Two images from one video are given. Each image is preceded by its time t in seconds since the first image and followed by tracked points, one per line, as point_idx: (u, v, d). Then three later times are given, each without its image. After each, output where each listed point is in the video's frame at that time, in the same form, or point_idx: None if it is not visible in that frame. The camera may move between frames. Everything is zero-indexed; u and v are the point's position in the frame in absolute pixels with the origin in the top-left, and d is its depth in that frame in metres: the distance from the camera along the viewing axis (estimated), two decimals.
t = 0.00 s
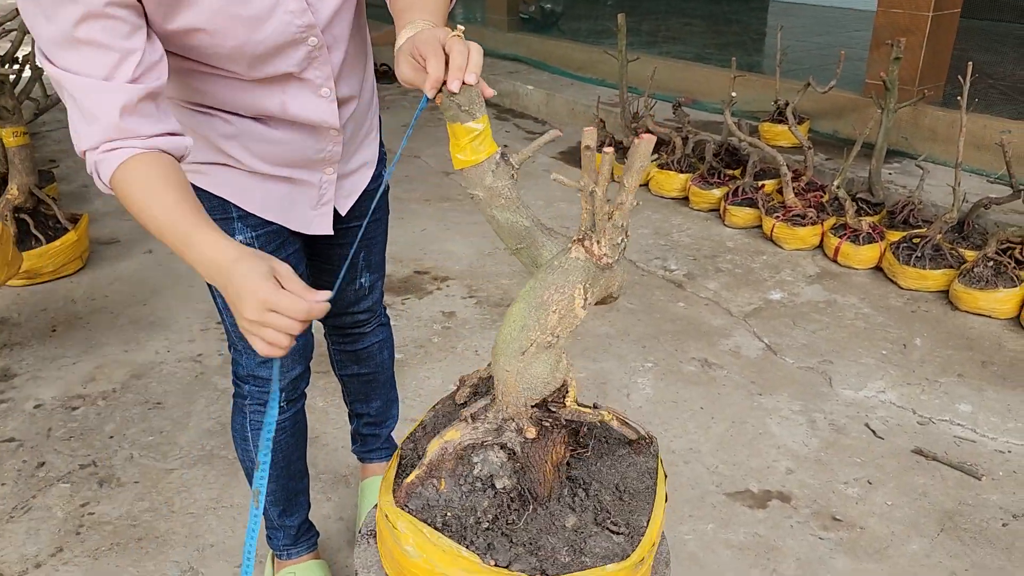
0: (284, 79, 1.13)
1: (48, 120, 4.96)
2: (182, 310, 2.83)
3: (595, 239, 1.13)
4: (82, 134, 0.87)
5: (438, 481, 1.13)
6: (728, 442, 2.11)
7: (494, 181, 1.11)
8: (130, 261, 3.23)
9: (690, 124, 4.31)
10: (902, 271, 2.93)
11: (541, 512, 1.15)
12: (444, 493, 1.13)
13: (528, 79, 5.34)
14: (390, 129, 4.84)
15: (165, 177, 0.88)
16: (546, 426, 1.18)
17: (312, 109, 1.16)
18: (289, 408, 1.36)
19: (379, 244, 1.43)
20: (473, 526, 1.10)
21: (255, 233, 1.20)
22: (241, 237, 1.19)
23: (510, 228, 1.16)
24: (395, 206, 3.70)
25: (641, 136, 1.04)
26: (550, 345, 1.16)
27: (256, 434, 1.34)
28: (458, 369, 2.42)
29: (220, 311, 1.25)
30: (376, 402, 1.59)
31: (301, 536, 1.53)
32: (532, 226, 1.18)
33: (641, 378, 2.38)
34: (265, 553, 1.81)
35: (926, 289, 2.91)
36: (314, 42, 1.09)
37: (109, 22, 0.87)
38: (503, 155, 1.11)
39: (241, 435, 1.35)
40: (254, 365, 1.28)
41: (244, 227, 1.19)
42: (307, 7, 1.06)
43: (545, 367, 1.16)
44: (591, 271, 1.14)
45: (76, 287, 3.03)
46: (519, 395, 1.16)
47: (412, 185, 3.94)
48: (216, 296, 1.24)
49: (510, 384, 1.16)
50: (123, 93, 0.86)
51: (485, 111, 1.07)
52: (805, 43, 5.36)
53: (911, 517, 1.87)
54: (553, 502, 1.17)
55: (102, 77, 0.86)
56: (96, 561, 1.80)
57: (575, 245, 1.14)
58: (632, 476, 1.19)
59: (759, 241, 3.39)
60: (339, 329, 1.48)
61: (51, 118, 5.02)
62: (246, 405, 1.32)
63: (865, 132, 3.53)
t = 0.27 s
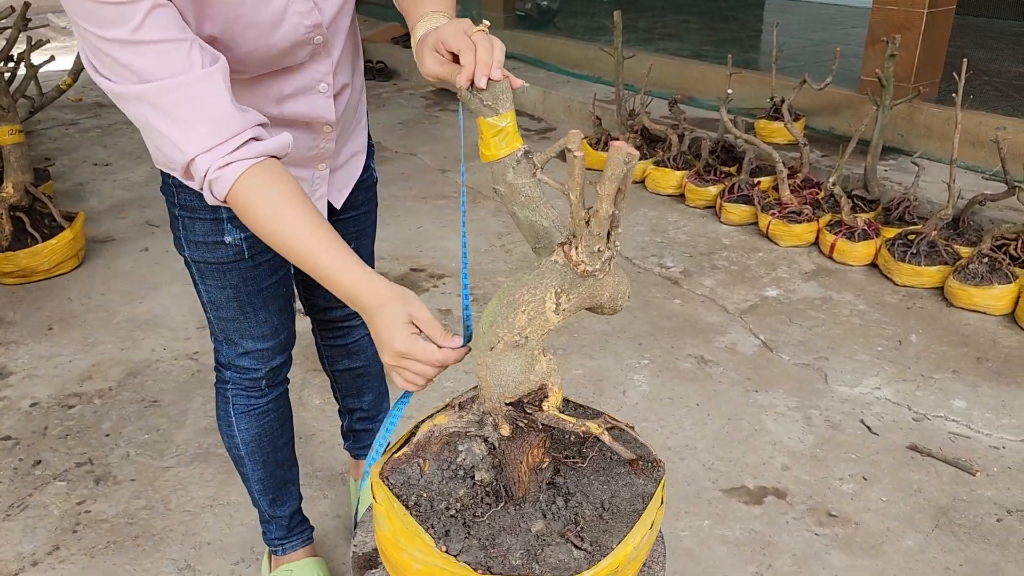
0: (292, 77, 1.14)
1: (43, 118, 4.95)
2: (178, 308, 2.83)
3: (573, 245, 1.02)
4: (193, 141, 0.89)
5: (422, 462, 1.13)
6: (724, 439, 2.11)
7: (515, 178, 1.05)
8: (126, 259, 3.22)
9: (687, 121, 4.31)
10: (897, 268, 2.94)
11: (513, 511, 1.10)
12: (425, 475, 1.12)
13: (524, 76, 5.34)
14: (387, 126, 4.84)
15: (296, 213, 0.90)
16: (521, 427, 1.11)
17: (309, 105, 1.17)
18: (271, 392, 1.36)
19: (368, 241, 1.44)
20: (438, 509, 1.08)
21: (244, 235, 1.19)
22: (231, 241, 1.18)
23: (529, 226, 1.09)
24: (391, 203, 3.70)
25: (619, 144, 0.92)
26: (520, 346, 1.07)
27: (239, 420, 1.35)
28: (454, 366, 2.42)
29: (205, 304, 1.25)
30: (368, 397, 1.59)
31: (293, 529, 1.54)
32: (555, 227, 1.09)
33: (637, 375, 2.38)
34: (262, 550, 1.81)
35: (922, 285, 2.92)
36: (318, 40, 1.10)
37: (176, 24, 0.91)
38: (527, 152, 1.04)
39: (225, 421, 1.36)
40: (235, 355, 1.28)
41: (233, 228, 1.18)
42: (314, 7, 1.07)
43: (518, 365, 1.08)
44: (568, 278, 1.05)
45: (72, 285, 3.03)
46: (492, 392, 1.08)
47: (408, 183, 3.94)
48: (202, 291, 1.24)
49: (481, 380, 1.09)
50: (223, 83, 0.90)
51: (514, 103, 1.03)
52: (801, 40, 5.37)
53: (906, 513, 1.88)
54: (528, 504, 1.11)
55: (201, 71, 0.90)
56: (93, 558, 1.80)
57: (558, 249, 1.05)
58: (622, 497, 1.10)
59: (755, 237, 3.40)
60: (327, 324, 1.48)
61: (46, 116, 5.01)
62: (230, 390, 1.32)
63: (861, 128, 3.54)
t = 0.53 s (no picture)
0: (293, 79, 1.14)
1: (38, 116, 4.94)
2: (175, 307, 2.83)
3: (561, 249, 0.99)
4: (200, 147, 0.89)
5: (420, 451, 1.15)
6: (722, 436, 2.12)
7: (526, 177, 1.01)
8: (122, 257, 3.22)
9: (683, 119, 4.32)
10: (893, 265, 2.95)
11: (500, 510, 1.10)
12: (421, 464, 1.14)
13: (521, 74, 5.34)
14: (383, 124, 4.83)
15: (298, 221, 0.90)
16: (508, 426, 1.10)
17: (309, 107, 1.17)
18: (266, 392, 1.36)
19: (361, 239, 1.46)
20: (425, 500, 1.09)
21: (242, 237, 1.19)
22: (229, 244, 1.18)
23: (538, 225, 1.03)
24: (388, 201, 3.70)
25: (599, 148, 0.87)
26: (506, 344, 1.04)
27: (235, 419, 1.35)
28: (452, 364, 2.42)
29: (201, 307, 1.25)
30: (360, 395, 1.60)
31: (292, 528, 1.54)
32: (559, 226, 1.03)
33: (634, 373, 2.39)
34: (260, 549, 1.81)
35: (918, 282, 2.92)
36: (320, 41, 1.11)
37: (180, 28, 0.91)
38: (541, 152, 1.01)
39: (221, 421, 1.36)
40: (231, 356, 1.29)
41: (232, 231, 1.18)
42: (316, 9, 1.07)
43: (503, 365, 1.04)
44: (555, 281, 1.02)
45: (69, 284, 3.02)
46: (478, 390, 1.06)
47: (405, 181, 3.94)
48: (198, 293, 1.24)
49: (468, 375, 1.06)
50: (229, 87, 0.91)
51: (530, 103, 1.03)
52: (797, 38, 5.37)
53: (903, 509, 1.88)
54: (517, 504, 1.11)
55: (207, 76, 0.90)
56: (91, 557, 1.80)
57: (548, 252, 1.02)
58: (614, 507, 1.08)
59: (752, 235, 3.40)
60: (320, 323, 1.48)
61: (41, 114, 5.00)
62: (226, 390, 1.33)
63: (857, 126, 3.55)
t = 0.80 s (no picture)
0: (288, 80, 1.14)
1: (34, 115, 4.92)
2: (173, 306, 2.82)
3: (563, 249, 0.99)
4: (193, 147, 0.89)
5: (420, 450, 1.15)
6: (720, 434, 2.12)
7: (529, 176, 1.01)
8: (119, 256, 3.21)
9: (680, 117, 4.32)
10: (890, 263, 2.95)
11: (500, 509, 1.10)
12: (420, 462, 1.14)
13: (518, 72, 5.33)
14: (380, 122, 4.83)
15: (290, 230, 0.90)
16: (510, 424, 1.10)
17: (304, 108, 1.17)
18: (262, 392, 1.36)
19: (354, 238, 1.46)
20: (425, 498, 1.09)
21: (237, 237, 1.19)
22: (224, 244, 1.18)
23: (541, 224, 1.03)
24: (386, 200, 3.69)
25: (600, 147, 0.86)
26: (507, 344, 1.04)
27: (231, 418, 1.35)
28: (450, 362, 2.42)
29: (196, 308, 1.25)
30: (353, 396, 1.60)
31: (290, 528, 1.54)
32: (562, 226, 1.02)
33: (632, 371, 2.39)
34: (259, 548, 1.81)
35: (915, 280, 2.93)
36: (316, 43, 1.10)
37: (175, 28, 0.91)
38: (542, 151, 1.02)
39: (217, 421, 1.36)
40: (226, 356, 1.28)
41: (227, 231, 1.18)
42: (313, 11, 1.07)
43: (503, 364, 1.04)
44: (556, 280, 1.03)
45: (65, 283, 3.01)
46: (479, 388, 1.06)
47: (402, 179, 3.94)
48: (193, 293, 1.24)
49: (470, 374, 1.06)
50: (224, 88, 0.91)
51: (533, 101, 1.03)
52: (794, 35, 5.38)
53: (901, 506, 1.89)
54: (516, 503, 1.11)
55: (201, 77, 0.90)
56: (90, 557, 1.79)
57: (549, 252, 1.03)
58: (613, 506, 1.08)
59: (749, 233, 3.41)
60: (315, 323, 1.48)
61: (37, 112, 4.98)
62: (222, 389, 1.33)
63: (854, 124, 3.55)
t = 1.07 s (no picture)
0: (284, 79, 1.14)
1: (30, 114, 4.91)
2: (170, 305, 2.82)
3: (564, 246, 0.99)
4: (177, 145, 0.89)
5: (419, 450, 1.15)
6: (718, 432, 2.13)
7: (527, 174, 1.01)
8: (115, 255, 3.21)
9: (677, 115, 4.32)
10: (887, 261, 2.96)
11: (500, 508, 1.10)
12: (420, 462, 1.14)
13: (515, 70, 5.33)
14: (377, 120, 4.82)
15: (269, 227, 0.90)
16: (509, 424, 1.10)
17: (299, 108, 1.17)
18: (259, 391, 1.36)
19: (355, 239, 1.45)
20: (425, 498, 1.09)
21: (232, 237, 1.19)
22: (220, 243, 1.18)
23: (539, 222, 1.03)
24: (383, 198, 3.69)
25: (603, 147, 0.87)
26: (507, 343, 1.05)
27: (228, 417, 1.35)
28: (448, 361, 2.42)
29: (193, 308, 1.25)
30: (353, 398, 1.60)
31: (287, 527, 1.54)
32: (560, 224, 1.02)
33: (630, 369, 2.39)
34: (257, 547, 1.81)
35: (912, 278, 2.94)
36: (312, 43, 1.10)
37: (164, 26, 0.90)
38: (541, 149, 1.02)
39: (214, 420, 1.36)
40: (223, 356, 1.28)
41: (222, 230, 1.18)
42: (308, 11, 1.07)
43: (503, 362, 1.05)
44: (557, 279, 1.02)
45: (62, 282, 3.01)
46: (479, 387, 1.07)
47: (399, 178, 3.93)
48: (190, 293, 1.23)
49: (471, 373, 1.07)
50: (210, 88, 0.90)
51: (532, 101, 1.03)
52: (791, 34, 5.38)
53: (898, 504, 1.89)
54: (516, 502, 1.10)
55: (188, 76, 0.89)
56: (87, 557, 1.79)
57: (549, 250, 1.02)
58: (613, 504, 1.08)
59: (746, 231, 3.41)
60: (317, 327, 1.48)
61: (33, 111, 4.97)
62: (219, 388, 1.33)
63: (851, 122, 3.56)
